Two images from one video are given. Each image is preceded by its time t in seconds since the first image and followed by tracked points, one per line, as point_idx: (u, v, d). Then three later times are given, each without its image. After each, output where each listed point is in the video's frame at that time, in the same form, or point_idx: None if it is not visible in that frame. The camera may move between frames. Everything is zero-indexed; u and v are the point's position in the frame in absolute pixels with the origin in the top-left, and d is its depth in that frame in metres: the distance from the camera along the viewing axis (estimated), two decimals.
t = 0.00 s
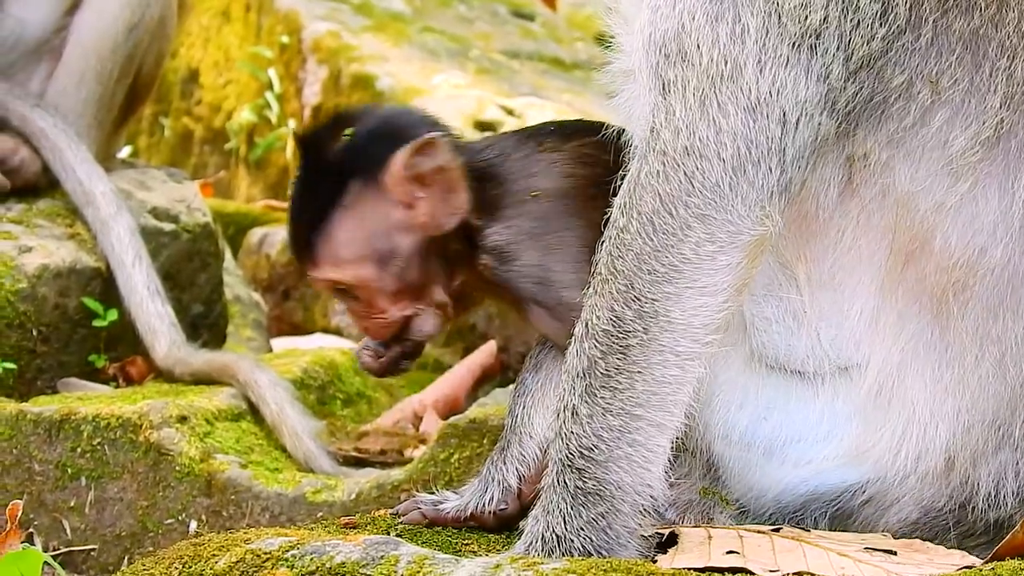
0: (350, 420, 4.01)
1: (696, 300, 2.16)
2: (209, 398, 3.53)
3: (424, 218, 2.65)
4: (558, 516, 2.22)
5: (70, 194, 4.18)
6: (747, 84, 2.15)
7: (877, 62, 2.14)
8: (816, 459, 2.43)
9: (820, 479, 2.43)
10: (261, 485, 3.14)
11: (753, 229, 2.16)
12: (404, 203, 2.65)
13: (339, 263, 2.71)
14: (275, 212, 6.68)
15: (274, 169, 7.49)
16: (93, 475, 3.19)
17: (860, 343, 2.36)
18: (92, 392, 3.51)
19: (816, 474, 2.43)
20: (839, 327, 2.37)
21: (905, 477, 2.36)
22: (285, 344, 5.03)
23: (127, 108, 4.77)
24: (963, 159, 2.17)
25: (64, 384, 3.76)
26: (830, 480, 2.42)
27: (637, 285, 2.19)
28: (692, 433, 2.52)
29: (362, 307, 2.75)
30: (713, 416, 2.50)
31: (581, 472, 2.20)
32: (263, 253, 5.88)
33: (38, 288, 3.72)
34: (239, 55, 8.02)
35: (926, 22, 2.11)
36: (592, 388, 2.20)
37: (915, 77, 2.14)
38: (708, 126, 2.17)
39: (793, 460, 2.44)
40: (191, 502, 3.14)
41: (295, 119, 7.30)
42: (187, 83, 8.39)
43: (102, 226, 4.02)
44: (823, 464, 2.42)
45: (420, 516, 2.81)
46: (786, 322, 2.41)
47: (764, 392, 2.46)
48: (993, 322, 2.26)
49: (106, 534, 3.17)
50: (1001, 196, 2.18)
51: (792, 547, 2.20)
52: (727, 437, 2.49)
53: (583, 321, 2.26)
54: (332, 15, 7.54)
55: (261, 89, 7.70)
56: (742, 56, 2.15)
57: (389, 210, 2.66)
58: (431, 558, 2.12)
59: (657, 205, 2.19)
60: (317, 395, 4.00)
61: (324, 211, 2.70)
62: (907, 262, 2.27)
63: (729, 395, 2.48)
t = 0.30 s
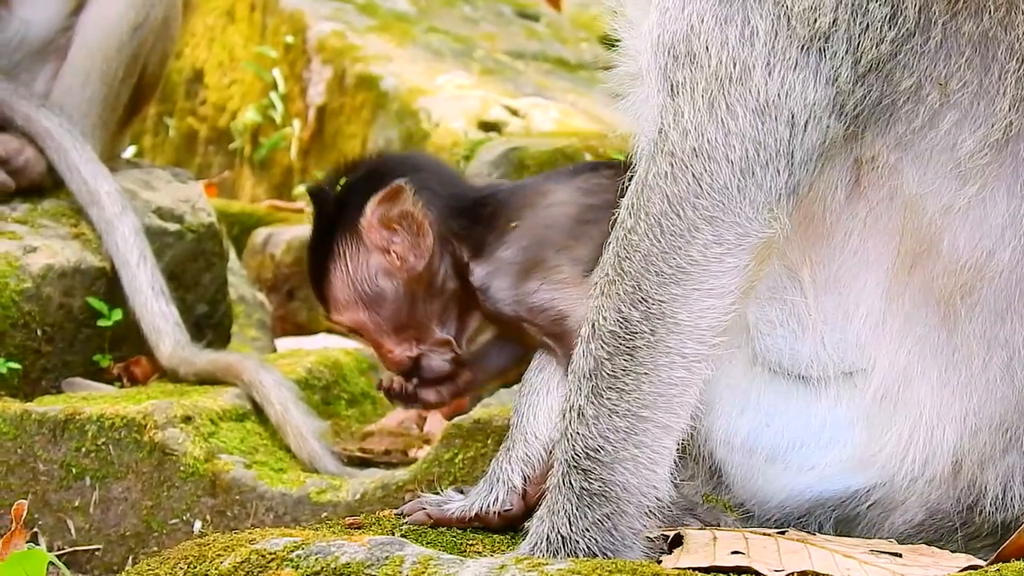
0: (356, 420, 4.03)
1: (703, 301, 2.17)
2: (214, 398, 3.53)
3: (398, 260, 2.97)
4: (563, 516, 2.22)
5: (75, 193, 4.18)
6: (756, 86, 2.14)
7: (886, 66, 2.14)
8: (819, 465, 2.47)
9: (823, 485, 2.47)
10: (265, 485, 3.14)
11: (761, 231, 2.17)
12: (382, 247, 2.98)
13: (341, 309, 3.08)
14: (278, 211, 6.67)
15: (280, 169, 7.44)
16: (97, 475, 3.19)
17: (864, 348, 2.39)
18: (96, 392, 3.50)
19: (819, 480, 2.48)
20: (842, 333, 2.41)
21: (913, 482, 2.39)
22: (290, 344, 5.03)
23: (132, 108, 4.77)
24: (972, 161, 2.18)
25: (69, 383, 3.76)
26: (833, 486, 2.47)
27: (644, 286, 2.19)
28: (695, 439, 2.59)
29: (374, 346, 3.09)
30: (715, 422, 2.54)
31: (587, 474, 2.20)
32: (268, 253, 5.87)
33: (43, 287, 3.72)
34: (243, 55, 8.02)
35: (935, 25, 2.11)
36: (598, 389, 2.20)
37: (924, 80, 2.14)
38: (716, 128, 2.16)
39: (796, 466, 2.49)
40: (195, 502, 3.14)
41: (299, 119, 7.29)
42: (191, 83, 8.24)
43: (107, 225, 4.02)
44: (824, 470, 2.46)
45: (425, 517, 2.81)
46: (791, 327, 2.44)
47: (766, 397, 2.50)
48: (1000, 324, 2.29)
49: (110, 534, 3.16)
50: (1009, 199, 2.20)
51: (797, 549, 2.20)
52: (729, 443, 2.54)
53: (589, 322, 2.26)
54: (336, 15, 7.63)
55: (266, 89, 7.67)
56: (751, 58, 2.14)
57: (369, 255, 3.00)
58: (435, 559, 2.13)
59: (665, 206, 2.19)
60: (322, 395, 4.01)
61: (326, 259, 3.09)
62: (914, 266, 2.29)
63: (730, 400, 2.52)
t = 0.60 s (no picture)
0: (366, 422, 4.02)
1: (716, 304, 2.17)
2: (224, 399, 3.52)
3: (371, 299, 3.33)
4: (575, 517, 2.23)
5: (85, 194, 4.18)
6: (771, 89, 2.14)
7: (902, 69, 2.12)
8: (827, 471, 2.52)
9: (834, 487, 2.52)
10: (276, 486, 3.15)
11: (775, 234, 2.17)
12: (358, 286, 3.35)
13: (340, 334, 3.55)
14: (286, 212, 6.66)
15: (290, 170, 7.46)
16: (109, 476, 3.17)
17: (877, 351, 2.42)
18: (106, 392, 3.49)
19: (830, 483, 2.52)
20: (854, 337, 2.44)
21: (927, 486, 2.43)
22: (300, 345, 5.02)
23: (143, 109, 4.77)
24: (987, 165, 2.17)
25: (80, 384, 3.76)
26: (844, 489, 2.51)
27: (657, 288, 2.20)
28: (704, 443, 2.63)
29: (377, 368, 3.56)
30: (725, 427, 2.58)
31: (599, 475, 2.21)
32: (277, 254, 5.85)
33: (53, 287, 3.72)
34: (254, 55, 8.02)
35: (952, 28, 2.09)
36: (611, 391, 2.21)
37: (941, 83, 2.12)
38: (731, 130, 2.16)
39: (805, 470, 2.54)
40: (206, 502, 3.14)
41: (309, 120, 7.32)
42: (201, 83, 8.38)
43: (117, 226, 4.02)
44: (835, 472, 2.51)
45: (436, 518, 2.87)
46: (801, 332, 2.48)
47: (775, 401, 2.55)
48: (1014, 327, 2.29)
49: (121, 535, 3.15)
50: None
51: (808, 549, 2.22)
52: (739, 447, 2.59)
53: (603, 323, 2.27)
54: (347, 16, 7.57)
55: (276, 90, 7.68)
56: (766, 62, 2.14)
57: (349, 293, 3.37)
58: (446, 560, 2.13)
59: (679, 208, 2.19)
60: (332, 397, 4.01)
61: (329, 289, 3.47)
62: (928, 270, 2.30)
63: (740, 405, 2.57)
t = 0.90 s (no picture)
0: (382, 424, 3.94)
1: (732, 306, 2.16)
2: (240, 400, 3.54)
3: (386, 325, 3.23)
4: (590, 518, 2.22)
5: (101, 195, 4.18)
6: (787, 92, 2.14)
7: (919, 72, 2.10)
8: (844, 471, 2.47)
9: (849, 489, 2.47)
10: (290, 488, 3.17)
11: (792, 236, 2.16)
12: (376, 311, 3.24)
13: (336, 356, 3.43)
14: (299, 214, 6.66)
15: (304, 171, 7.44)
16: (123, 476, 3.17)
17: (893, 353, 2.40)
18: (122, 394, 3.49)
19: (846, 484, 2.47)
20: (869, 339, 2.43)
21: (941, 488, 2.41)
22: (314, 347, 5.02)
23: (159, 109, 4.77)
24: (1004, 167, 2.17)
25: (95, 386, 3.75)
26: (859, 490, 2.46)
27: (674, 290, 2.19)
28: (719, 445, 2.55)
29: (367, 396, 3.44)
30: (740, 428, 2.52)
31: (614, 476, 2.21)
32: (293, 255, 5.85)
33: (69, 288, 3.72)
34: (269, 56, 8.03)
35: (969, 30, 2.08)
36: (627, 392, 2.21)
37: (958, 85, 2.12)
38: (748, 132, 2.16)
39: (822, 471, 2.48)
40: (221, 503, 3.16)
41: (324, 121, 7.32)
42: (216, 85, 8.32)
43: (133, 227, 4.03)
44: (850, 474, 2.46)
45: (451, 519, 2.88)
46: (818, 332, 2.45)
47: (792, 402, 2.50)
48: None
49: (136, 535, 3.14)
50: None
51: (821, 546, 2.19)
52: (755, 448, 2.53)
53: (619, 324, 2.27)
54: (362, 18, 7.58)
55: (291, 91, 7.72)
56: (783, 65, 2.13)
57: (364, 315, 3.26)
58: (462, 561, 2.14)
59: (696, 210, 2.19)
60: (347, 397, 3.95)
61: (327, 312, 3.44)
62: (944, 272, 2.30)
63: (756, 406, 2.51)
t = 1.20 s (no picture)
0: (396, 424, 4.24)
1: (748, 306, 2.15)
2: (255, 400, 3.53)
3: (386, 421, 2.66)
4: (605, 519, 2.21)
5: (116, 196, 4.18)
6: (804, 93, 2.13)
7: (935, 72, 2.09)
8: (860, 472, 2.47)
9: (863, 489, 2.47)
10: (305, 488, 3.19)
11: (808, 237, 2.16)
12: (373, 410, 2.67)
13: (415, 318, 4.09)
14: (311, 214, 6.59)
15: (319, 172, 7.43)
16: (138, 477, 3.16)
17: (909, 353, 2.40)
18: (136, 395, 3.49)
19: (861, 484, 2.47)
20: (887, 338, 2.42)
21: (956, 488, 2.40)
22: (328, 348, 5.03)
23: (174, 110, 4.77)
24: (1019, 168, 2.15)
25: (111, 387, 3.77)
26: (875, 492, 2.46)
27: (689, 290, 2.18)
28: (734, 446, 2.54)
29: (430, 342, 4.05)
30: (756, 429, 2.52)
31: (630, 477, 2.20)
32: (308, 256, 5.82)
33: (84, 289, 3.71)
34: (283, 58, 8.02)
35: (984, 31, 2.07)
36: (643, 393, 2.20)
37: (973, 86, 2.10)
38: (765, 134, 2.16)
39: (837, 472, 2.48)
40: (236, 504, 3.17)
41: (340, 122, 7.30)
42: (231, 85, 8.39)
43: (148, 228, 4.03)
44: (865, 475, 2.46)
45: (466, 520, 2.87)
46: (833, 331, 2.45)
47: (808, 403, 2.49)
48: None
49: (151, 536, 3.14)
50: None
51: (845, 545, 2.16)
52: (771, 449, 2.53)
53: (635, 324, 2.26)
54: (376, 19, 7.57)
55: (306, 92, 7.69)
56: (800, 65, 2.13)
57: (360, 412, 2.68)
58: (477, 561, 2.13)
59: (711, 210, 2.17)
60: (362, 398, 4.18)
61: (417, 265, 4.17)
62: (959, 272, 2.28)
63: (772, 406, 2.51)
